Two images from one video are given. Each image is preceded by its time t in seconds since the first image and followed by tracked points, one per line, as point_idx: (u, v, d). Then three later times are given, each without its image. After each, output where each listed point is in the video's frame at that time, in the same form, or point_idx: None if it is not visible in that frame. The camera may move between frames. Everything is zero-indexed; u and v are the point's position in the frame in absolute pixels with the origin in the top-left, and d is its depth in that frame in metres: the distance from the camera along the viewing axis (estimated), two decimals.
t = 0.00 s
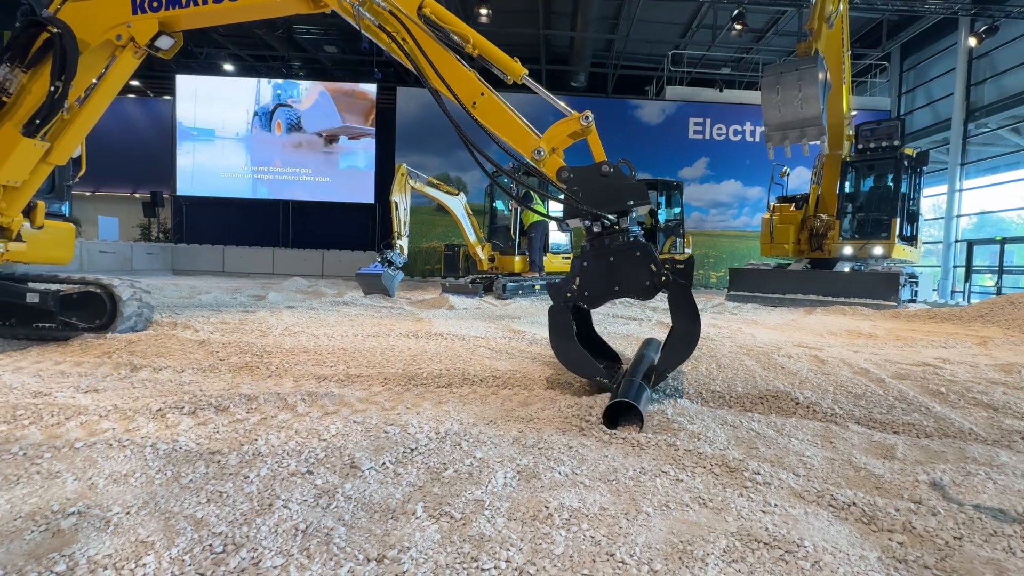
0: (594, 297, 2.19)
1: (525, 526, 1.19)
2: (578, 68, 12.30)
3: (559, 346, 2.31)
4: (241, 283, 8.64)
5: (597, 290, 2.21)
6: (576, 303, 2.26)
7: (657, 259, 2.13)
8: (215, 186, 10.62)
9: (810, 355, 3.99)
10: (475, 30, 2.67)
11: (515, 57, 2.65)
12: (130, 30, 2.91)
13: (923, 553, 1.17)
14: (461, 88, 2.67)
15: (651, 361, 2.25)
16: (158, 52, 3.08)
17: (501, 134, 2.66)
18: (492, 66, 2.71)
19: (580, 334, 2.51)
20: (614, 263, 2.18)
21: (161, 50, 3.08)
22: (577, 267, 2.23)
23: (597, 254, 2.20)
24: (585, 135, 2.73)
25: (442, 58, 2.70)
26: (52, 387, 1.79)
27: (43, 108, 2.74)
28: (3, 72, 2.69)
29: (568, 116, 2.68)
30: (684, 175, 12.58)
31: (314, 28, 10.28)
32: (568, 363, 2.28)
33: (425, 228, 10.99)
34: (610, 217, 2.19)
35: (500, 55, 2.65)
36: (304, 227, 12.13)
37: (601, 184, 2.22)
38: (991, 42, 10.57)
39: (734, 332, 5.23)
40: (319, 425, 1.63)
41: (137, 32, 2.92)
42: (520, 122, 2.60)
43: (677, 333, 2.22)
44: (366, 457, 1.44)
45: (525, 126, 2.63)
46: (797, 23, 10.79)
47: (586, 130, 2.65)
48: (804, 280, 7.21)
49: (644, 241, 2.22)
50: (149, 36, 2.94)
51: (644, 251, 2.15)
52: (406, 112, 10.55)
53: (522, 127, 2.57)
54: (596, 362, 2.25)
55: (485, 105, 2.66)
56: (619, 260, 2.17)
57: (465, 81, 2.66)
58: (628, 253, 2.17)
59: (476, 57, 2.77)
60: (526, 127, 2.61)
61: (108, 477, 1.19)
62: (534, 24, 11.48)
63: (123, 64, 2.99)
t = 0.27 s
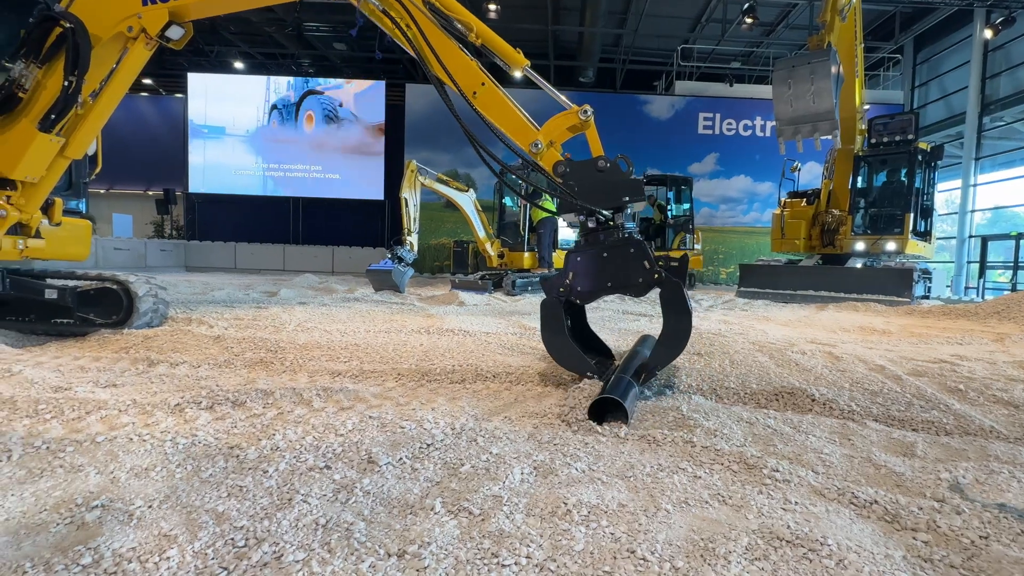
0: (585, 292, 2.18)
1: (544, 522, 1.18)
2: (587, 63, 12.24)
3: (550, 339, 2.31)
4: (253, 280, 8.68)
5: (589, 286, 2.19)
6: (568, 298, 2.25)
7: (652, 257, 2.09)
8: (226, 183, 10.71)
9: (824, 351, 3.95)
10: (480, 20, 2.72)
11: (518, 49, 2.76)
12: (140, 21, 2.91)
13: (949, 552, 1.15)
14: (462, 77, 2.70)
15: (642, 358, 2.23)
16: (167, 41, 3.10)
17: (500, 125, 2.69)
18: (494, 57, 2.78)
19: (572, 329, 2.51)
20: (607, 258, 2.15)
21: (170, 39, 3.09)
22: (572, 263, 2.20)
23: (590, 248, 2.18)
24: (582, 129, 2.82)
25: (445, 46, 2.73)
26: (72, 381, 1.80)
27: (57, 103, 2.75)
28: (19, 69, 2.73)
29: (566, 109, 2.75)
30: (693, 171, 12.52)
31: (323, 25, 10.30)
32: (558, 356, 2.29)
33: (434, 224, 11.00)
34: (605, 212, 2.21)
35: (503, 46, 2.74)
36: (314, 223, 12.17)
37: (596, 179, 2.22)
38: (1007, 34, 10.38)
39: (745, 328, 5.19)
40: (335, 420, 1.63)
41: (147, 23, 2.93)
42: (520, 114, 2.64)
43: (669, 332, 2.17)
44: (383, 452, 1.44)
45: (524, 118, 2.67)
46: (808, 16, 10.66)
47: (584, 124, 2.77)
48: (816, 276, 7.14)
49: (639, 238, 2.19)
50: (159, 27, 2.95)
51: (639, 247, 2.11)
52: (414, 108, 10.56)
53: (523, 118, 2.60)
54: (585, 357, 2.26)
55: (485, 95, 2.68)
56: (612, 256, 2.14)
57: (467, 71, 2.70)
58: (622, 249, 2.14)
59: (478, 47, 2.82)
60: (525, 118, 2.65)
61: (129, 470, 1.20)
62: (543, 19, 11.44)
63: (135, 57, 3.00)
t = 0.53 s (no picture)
0: (576, 287, 2.18)
1: (561, 519, 1.19)
2: (597, 60, 12.20)
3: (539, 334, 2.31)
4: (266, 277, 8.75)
5: (579, 282, 2.19)
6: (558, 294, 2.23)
7: (642, 254, 2.11)
8: (238, 182, 10.84)
9: (838, 349, 3.92)
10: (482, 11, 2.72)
11: (519, 42, 2.77)
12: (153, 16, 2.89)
13: (972, 553, 1.14)
14: (462, 67, 2.72)
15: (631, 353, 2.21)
16: (184, 37, 3.04)
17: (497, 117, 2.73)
18: (496, 49, 2.79)
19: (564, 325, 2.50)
20: (599, 255, 2.15)
21: (186, 34, 3.03)
22: (563, 258, 2.20)
23: (582, 243, 2.19)
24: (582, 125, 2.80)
25: (447, 36, 2.75)
26: (95, 377, 1.83)
27: (76, 102, 2.79)
28: (38, 69, 2.78)
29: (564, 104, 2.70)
30: (703, 168, 12.49)
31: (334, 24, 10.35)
32: (545, 351, 2.27)
33: (444, 222, 11.03)
34: (597, 209, 2.24)
35: (504, 39, 2.75)
36: (326, 222, 12.24)
37: (590, 175, 2.24)
38: None
39: (758, 326, 5.15)
40: (352, 417, 1.65)
41: (161, 18, 2.91)
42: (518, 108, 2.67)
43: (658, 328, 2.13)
44: (401, 449, 1.45)
45: (521, 112, 2.70)
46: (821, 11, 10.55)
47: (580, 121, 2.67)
48: (830, 273, 7.06)
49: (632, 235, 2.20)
50: (173, 21, 2.92)
51: (629, 244, 2.13)
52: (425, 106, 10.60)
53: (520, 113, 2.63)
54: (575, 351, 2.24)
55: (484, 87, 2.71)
56: (603, 252, 2.15)
57: (468, 62, 2.71)
58: (613, 246, 2.14)
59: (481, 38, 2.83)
60: (522, 113, 2.68)
61: (154, 465, 1.22)
62: (552, 16, 11.43)
63: (149, 53, 3.01)
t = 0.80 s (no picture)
0: (563, 284, 2.19)
1: (576, 518, 1.19)
2: (608, 58, 12.16)
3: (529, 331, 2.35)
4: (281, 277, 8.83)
5: (568, 279, 2.20)
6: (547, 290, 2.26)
7: (630, 252, 2.12)
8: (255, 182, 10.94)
9: (854, 349, 3.88)
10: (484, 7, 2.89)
11: (518, 39, 2.90)
12: (168, 15, 2.95)
13: (993, 556, 1.13)
14: (461, 60, 2.76)
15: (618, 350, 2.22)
16: (198, 34, 3.08)
17: (494, 112, 2.75)
18: (496, 43, 2.91)
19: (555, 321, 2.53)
20: (587, 251, 2.17)
21: (201, 32, 3.08)
22: (552, 254, 2.21)
23: (571, 240, 2.20)
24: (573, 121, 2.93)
25: (447, 28, 2.81)
26: (118, 374, 1.87)
27: (97, 101, 2.84)
28: (61, 72, 2.84)
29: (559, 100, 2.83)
30: (716, 166, 12.40)
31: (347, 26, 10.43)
32: (535, 347, 2.32)
33: (456, 222, 11.07)
34: (587, 206, 2.23)
35: (504, 35, 2.88)
36: (340, 222, 12.33)
37: (581, 172, 2.23)
38: None
39: (772, 326, 5.10)
40: (368, 415, 1.66)
41: (176, 16, 2.96)
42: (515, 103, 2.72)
43: (644, 325, 2.13)
44: (416, 447, 1.47)
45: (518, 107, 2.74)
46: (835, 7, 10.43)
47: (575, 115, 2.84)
48: (845, 272, 6.97)
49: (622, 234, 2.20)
50: (188, 18, 2.98)
51: (618, 242, 2.13)
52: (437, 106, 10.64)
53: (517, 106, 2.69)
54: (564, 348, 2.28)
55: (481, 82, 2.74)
56: (592, 250, 2.16)
57: (467, 55, 2.76)
58: (602, 244, 2.15)
59: (481, 31, 3.02)
60: (517, 106, 2.72)
61: (177, 460, 1.25)
62: (564, 16, 11.42)
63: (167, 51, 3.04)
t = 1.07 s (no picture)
0: (559, 284, 2.23)
1: (599, 521, 1.19)
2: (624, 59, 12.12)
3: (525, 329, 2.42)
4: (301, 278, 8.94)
5: (563, 277, 2.25)
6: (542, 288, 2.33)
7: (626, 254, 2.18)
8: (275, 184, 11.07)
9: (877, 352, 3.81)
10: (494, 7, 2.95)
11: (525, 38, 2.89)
12: (191, 17, 3.02)
13: None
14: (467, 55, 2.80)
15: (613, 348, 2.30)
16: (221, 34, 3.15)
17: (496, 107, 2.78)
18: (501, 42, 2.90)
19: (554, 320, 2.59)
20: (583, 251, 2.20)
21: (222, 32, 3.15)
22: (548, 253, 2.26)
23: (567, 241, 2.22)
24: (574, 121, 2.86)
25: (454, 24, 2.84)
26: (149, 374, 1.92)
27: (125, 107, 2.92)
28: (91, 79, 2.91)
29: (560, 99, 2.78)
30: (734, 167, 12.27)
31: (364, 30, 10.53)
32: (531, 345, 2.40)
33: (473, 224, 11.11)
34: (585, 206, 2.22)
35: (511, 35, 2.91)
36: (358, 223, 12.42)
37: (579, 173, 2.22)
38: None
39: (792, 328, 5.03)
40: (390, 415, 1.68)
41: (199, 18, 3.02)
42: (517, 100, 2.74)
43: (636, 324, 2.23)
44: (439, 448, 1.48)
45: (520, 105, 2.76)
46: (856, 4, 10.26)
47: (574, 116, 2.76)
48: (867, 273, 6.86)
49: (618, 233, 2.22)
50: (210, 19, 3.04)
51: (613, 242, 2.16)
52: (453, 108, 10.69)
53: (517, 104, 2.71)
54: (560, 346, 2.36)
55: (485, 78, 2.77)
56: (588, 250, 2.19)
57: (472, 52, 2.78)
58: (597, 245, 2.18)
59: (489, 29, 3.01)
60: (519, 103, 2.76)
61: (208, 459, 1.27)
62: (579, 17, 11.42)
63: (192, 53, 3.11)
